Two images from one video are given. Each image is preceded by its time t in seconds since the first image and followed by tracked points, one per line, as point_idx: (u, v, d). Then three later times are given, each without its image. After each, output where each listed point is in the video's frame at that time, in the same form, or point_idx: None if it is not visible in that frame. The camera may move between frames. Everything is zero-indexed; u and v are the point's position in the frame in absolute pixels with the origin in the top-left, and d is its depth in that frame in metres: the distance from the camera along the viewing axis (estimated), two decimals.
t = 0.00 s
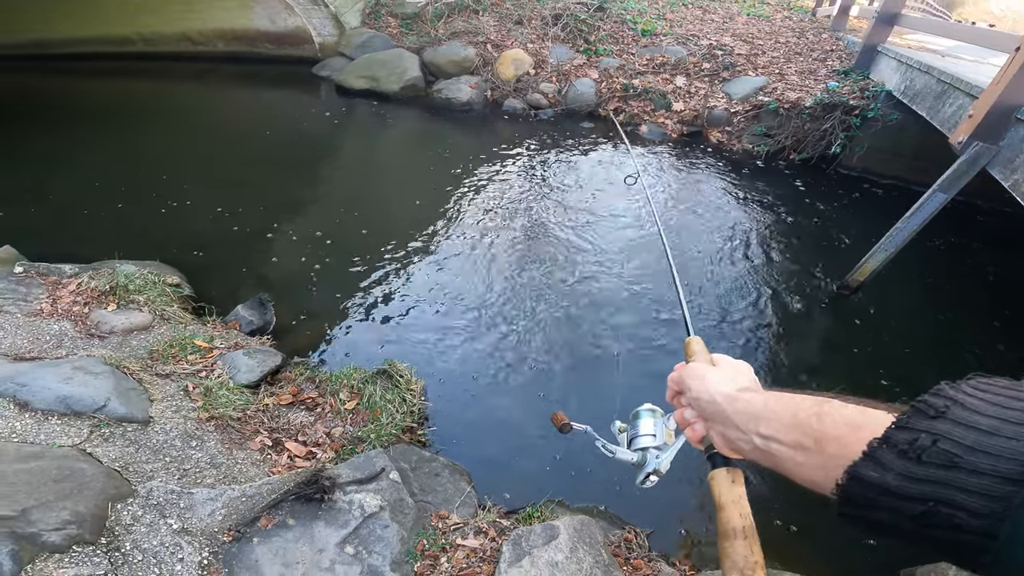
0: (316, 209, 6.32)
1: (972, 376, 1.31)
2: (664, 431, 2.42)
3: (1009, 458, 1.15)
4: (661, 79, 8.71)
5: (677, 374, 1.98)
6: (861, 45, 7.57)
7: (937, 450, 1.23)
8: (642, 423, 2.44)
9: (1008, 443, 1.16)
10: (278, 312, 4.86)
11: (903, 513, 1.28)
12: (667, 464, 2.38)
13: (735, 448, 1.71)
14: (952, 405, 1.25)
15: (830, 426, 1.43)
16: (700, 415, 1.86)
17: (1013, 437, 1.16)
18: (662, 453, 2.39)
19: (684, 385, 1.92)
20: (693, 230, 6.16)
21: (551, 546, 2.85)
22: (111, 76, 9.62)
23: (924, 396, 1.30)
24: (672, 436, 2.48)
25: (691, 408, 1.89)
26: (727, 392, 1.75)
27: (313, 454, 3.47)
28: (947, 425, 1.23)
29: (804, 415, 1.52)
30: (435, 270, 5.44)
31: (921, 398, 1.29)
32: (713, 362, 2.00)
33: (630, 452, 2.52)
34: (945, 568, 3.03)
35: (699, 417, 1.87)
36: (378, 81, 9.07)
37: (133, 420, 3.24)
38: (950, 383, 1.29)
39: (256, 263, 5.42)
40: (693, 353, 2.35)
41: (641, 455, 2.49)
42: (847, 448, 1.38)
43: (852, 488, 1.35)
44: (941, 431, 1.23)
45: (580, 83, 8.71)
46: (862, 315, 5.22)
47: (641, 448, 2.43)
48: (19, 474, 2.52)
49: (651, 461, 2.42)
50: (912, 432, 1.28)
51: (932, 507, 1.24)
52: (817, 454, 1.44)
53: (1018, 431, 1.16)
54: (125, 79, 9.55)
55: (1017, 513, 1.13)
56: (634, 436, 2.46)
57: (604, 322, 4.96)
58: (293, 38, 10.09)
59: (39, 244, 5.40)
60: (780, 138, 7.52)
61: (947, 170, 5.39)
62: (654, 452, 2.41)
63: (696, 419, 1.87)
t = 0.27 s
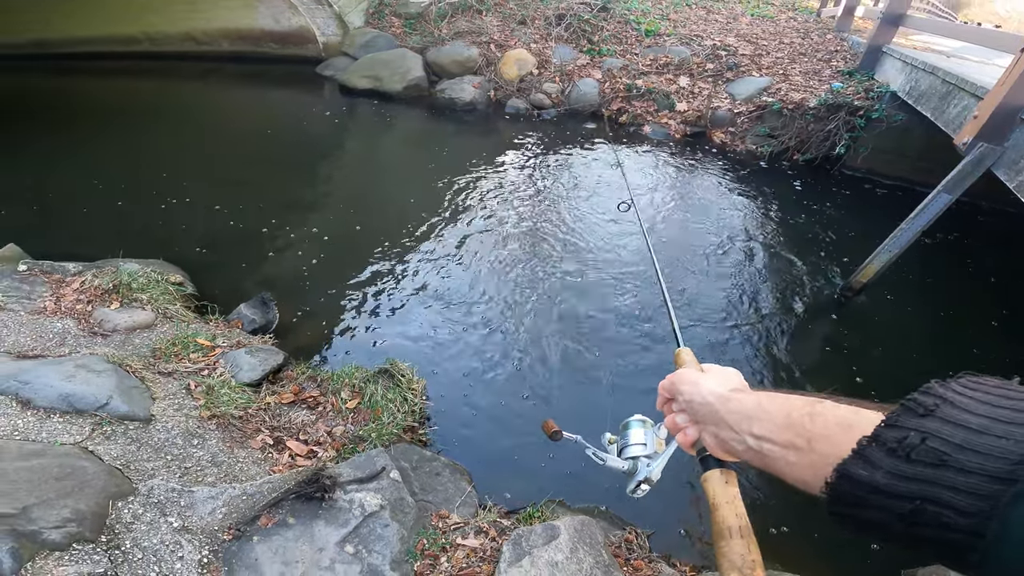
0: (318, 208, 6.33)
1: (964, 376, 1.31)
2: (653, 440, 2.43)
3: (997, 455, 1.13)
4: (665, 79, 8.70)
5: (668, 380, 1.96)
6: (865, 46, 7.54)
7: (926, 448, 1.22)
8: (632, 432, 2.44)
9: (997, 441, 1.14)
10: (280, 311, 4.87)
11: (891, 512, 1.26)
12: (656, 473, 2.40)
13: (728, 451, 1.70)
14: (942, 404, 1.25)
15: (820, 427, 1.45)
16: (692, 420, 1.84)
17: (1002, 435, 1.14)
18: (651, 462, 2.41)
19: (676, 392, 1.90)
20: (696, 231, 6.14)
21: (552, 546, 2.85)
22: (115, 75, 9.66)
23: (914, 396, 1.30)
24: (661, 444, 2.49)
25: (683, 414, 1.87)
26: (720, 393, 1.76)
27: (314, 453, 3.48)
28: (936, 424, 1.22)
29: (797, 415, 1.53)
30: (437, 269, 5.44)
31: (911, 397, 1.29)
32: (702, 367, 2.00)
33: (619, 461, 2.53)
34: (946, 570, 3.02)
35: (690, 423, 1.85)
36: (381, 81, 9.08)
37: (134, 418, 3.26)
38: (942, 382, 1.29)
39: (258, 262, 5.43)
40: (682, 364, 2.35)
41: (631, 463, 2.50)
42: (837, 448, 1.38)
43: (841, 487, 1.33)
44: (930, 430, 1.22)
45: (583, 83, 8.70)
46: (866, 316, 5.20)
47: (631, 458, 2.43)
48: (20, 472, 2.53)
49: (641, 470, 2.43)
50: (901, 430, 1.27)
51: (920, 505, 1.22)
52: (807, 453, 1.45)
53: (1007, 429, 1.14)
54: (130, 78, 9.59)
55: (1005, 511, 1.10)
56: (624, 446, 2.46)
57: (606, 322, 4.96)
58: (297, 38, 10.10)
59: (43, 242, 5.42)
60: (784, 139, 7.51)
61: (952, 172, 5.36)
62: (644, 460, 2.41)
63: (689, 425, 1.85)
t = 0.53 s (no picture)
0: (321, 208, 6.34)
1: (964, 377, 1.31)
2: (655, 446, 2.43)
3: (998, 456, 1.13)
4: (667, 80, 8.68)
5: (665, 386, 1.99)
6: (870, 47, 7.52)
7: (928, 450, 1.22)
8: (634, 439, 2.44)
9: (998, 442, 1.14)
10: (283, 310, 4.90)
11: (894, 513, 1.26)
12: (662, 479, 2.39)
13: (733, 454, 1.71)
14: (943, 405, 1.25)
15: (822, 428, 1.45)
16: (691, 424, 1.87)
17: (1003, 437, 1.14)
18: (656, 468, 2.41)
19: (673, 397, 1.93)
20: (698, 232, 6.13)
21: (551, 547, 2.86)
22: (119, 74, 9.70)
23: (915, 397, 1.30)
24: (664, 450, 2.50)
25: (682, 418, 1.90)
26: (720, 395, 1.80)
27: (315, 453, 3.50)
28: (938, 425, 1.22)
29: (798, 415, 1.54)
30: (438, 269, 5.45)
31: (912, 398, 1.29)
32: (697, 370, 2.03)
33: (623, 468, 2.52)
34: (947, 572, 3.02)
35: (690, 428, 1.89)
36: (384, 81, 9.09)
37: (136, 417, 3.28)
38: (942, 383, 1.30)
39: (260, 261, 5.45)
40: (677, 367, 2.35)
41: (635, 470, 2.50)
42: (839, 449, 1.39)
43: (843, 488, 1.33)
44: (932, 431, 1.22)
45: (585, 84, 8.70)
46: (869, 319, 5.18)
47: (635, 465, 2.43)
48: (22, 470, 2.55)
49: (647, 476, 2.43)
50: (903, 432, 1.27)
51: (922, 507, 1.22)
52: (808, 454, 1.45)
53: (1009, 431, 1.14)
54: (134, 78, 9.62)
55: (1006, 512, 1.10)
56: (627, 453, 2.47)
57: (607, 322, 4.96)
58: (300, 37, 10.12)
59: (47, 241, 5.45)
60: (787, 140, 7.47)
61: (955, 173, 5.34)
62: (648, 466, 2.42)
63: (688, 430, 1.88)
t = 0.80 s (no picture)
0: (323, 207, 6.35)
1: (975, 375, 1.28)
2: (670, 430, 2.41)
3: (1005, 455, 1.11)
4: (670, 80, 8.67)
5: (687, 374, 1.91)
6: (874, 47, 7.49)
7: (936, 448, 1.20)
8: (650, 421, 2.43)
9: (1007, 441, 1.12)
10: (285, 310, 4.91)
11: (901, 511, 1.25)
12: (672, 463, 2.34)
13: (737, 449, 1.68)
14: (952, 404, 1.22)
15: (831, 424, 1.44)
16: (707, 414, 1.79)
17: (1012, 436, 1.12)
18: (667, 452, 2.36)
19: (694, 384, 1.84)
20: (700, 232, 6.12)
21: (551, 547, 2.86)
22: (123, 74, 9.73)
23: (924, 395, 1.28)
24: (679, 437, 2.45)
25: (699, 406, 1.82)
26: (734, 391, 1.72)
27: (316, 452, 3.50)
28: (946, 424, 1.21)
29: (809, 415, 1.52)
30: (441, 269, 5.45)
31: (920, 397, 1.27)
32: (720, 364, 1.96)
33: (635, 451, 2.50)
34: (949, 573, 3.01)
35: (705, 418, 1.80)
36: (387, 81, 9.09)
37: (138, 415, 3.29)
38: (951, 381, 1.27)
39: (262, 260, 5.47)
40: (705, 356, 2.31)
41: (647, 453, 2.48)
42: (848, 447, 1.37)
43: (851, 486, 1.32)
44: (940, 430, 1.20)
45: (588, 84, 8.69)
46: (872, 320, 5.16)
47: (647, 446, 2.41)
48: (23, 469, 2.56)
49: (656, 458, 2.38)
50: (911, 430, 1.25)
51: (929, 505, 1.20)
52: (817, 451, 1.44)
53: (1018, 429, 1.12)
54: (138, 77, 9.65)
55: (1013, 510, 1.08)
56: (642, 434, 2.45)
57: (608, 323, 4.95)
58: (303, 37, 10.12)
59: (50, 239, 5.48)
60: (790, 141, 7.44)
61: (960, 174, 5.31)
62: (659, 450, 2.37)
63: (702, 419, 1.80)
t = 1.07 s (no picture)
0: (326, 206, 6.37)
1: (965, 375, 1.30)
2: (660, 441, 2.43)
3: (997, 455, 1.13)
4: (673, 80, 8.66)
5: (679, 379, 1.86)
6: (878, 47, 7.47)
7: (928, 448, 1.21)
8: (640, 432, 2.45)
9: (998, 441, 1.14)
10: (287, 309, 4.92)
11: (894, 510, 1.26)
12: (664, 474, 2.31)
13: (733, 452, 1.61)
14: (944, 404, 1.24)
15: (825, 425, 1.41)
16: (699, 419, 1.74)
17: (1003, 436, 1.14)
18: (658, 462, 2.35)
19: (684, 391, 1.80)
20: (702, 233, 6.11)
21: (551, 547, 2.87)
22: (127, 73, 9.76)
23: (917, 395, 1.29)
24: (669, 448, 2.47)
25: (690, 412, 1.77)
26: (728, 394, 1.67)
27: (317, 451, 3.51)
28: (939, 424, 1.22)
29: (804, 415, 1.47)
30: (442, 268, 5.46)
31: (914, 397, 1.28)
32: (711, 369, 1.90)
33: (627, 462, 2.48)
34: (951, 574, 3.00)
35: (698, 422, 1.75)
36: (390, 80, 9.10)
37: (140, 414, 3.30)
38: (944, 381, 1.28)
39: (265, 259, 5.48)
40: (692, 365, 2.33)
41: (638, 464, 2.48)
42: (843, 448, 1.35)
43: (844, 486, 1.32)
44: (933, 430, 1.22)
45: (591, 84, 8.68)
46: (875, 321, 5.14)
47: (639, 458, 2.42)
48: (25, 467, 2.58)
49: (648, 469, 2.36)
50: (904, 430, 1.26)
51: (922, 504, 1.22)
52: (812, 453, 1.40)
53: (1009, 430, 1.14)
54: (142, 77, 9.68)
55: (1004, 510, 1.11)
56: (633, 446, 2.46)
57: (610, 323, 4.95)
58: (306, 36, 10.13)
59: (54, 239, 5.50)
60: (793, 141, 7.41)
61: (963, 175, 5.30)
62: (650, 461, 2.37)
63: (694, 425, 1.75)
